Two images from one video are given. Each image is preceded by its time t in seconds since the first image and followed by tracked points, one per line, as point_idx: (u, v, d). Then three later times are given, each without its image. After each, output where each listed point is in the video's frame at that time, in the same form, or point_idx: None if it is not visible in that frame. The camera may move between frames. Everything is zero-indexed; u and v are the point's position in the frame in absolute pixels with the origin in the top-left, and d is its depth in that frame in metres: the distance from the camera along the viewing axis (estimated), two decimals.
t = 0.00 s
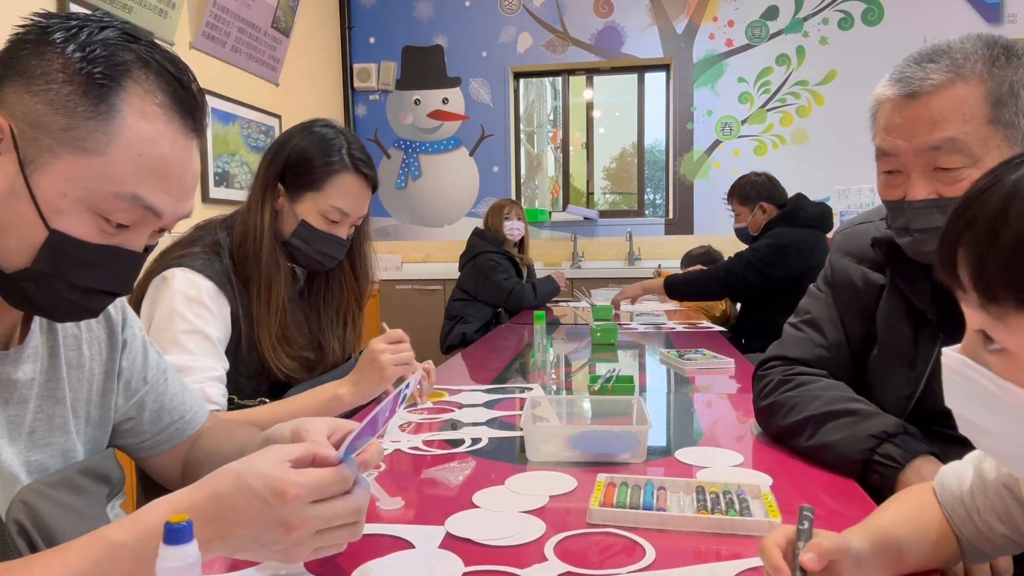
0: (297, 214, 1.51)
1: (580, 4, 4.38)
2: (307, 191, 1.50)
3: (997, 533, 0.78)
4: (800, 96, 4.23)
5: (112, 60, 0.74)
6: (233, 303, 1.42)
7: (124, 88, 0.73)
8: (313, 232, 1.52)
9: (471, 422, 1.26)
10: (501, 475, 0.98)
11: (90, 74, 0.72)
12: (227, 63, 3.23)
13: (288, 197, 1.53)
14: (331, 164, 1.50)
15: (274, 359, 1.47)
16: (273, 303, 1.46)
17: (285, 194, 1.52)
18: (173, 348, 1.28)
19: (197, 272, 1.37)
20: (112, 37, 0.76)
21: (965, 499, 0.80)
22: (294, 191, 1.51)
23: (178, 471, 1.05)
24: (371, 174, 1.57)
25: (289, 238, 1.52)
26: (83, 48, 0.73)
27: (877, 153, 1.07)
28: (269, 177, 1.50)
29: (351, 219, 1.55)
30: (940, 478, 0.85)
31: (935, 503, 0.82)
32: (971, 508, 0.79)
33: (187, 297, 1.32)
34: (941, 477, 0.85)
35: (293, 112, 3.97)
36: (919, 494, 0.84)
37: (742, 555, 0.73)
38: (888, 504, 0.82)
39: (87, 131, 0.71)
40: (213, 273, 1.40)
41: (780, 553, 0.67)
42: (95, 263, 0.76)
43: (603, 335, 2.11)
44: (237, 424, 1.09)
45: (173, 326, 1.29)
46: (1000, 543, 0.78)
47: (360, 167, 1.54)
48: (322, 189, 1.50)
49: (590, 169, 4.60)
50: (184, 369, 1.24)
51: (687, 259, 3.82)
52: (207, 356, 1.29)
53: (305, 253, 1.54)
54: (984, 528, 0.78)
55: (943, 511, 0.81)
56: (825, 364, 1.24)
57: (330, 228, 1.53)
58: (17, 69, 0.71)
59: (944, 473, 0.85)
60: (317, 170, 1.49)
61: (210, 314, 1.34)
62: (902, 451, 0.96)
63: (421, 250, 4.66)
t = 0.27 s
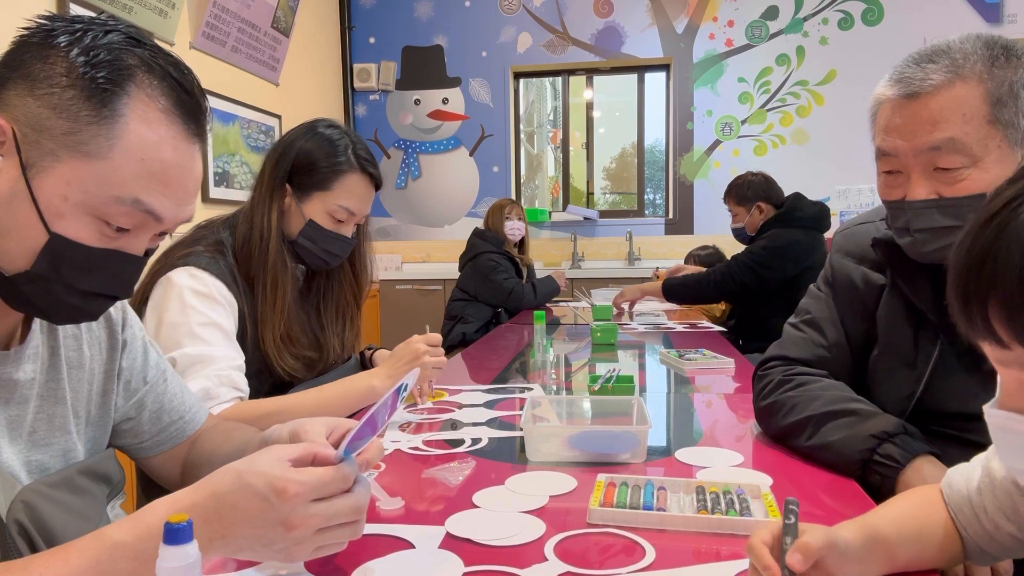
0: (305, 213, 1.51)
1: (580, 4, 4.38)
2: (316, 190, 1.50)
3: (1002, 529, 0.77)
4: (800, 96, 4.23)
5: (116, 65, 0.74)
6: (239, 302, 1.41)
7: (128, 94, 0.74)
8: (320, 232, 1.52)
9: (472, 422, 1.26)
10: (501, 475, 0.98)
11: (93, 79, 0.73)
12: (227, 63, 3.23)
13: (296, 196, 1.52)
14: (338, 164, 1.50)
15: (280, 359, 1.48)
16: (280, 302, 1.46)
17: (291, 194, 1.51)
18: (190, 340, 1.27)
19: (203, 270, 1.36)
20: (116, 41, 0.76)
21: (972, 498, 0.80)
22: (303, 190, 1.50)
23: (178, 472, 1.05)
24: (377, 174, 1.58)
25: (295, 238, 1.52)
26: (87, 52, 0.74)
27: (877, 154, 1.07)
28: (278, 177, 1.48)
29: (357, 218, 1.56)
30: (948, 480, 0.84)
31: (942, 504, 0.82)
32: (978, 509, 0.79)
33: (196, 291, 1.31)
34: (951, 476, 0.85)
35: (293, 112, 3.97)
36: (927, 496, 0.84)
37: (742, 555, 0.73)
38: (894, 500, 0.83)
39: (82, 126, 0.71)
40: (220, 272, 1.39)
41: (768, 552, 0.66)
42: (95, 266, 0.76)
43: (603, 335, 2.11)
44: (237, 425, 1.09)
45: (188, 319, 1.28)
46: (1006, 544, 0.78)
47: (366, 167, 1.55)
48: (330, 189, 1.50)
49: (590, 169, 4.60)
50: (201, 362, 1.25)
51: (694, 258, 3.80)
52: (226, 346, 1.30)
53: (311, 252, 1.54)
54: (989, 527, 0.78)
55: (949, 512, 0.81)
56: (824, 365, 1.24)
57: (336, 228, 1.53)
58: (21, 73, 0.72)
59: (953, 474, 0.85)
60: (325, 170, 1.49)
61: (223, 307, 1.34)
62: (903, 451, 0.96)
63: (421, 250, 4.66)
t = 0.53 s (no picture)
0: (312, 214, 1.51)
1: (580, 4, 4.38)
2: (323, 192, 1.50)
3: (1008, 529, 0.77)
4: (800, 96, 4.22)
5: (119, 69, 0.74)
6: (244, 302, 1.41)
7: (131, 97, 0.74)
8: (326, 232, 1.52)
9: (472, 422, 1.26)
10: (501, 475, 0.98)
11: (95, 82, 0.73)
12: (227, 63, 3.23)
13: (302, 197, 1.51)
14: (345, 166, 1.50)
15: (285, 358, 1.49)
16: (286, 303, 1.46)
17: (298, 194, 1.51)
18: (195, 339, 1.27)
19: (209, 270, 1.35)
20: (120, 45, 0.76)
21: (975, 498, 0.80)
22: (309, 192, 1.50)
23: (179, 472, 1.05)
24: (381, 175, 1.59)
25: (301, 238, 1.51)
26: (91, 55, 0.73)
27: (877, 154, 1.07)
28: (286, 178, 1.47)
29: (361, 219, 1.57)
30: (948, 479, 0.84)
31: (942, 504, 0.82)
32: (981, 509, 0.78)
33: (201, 289, 1.32)
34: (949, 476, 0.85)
35: (293, 112, 3.97)
36: (928, 496, 0.84)
37: (742, 555, 0.73)
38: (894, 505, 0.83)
39: (76, 123, 0.70)
40: (225, 272, 1.38)
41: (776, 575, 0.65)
42: (94, 268, 0.76)
43: (603, 335, 2.11)
44: (237, 425, 1.09)
45: (195, 317, 1.28)
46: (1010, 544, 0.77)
47: (371, 169, 1.56)
48: (337, 190, 1.50)
49: (590, 169, 4.60)
50: (209, 358, 1.25)
51: (696, 257, 3.79)
52: (231, 343, 1.29)
53: (316, 252, 1.54)
54: (992, 527, 0.78)
55: (950, 512, 0.81)
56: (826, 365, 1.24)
57: (341, 228, 1.54)
58: (24, 74, 0.72)
59: (953, 472, 0.85)
60: (332, 171, 1.49)
61: (228, 306, 1.34)
62: (902, 451, 0.96)
63: (421, 250, 4.65)
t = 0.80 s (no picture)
0: (315, 215, 1.51)
1: (580, 4, 4.39)
2: (327, 192, 1.50)
3: (998, 515, 0.77)
4: (800, 96, 4.22)
5: (122, 70, 0.74)
6: (246, 302, 1.41)
7: (134, 100, 0.74)
8: (329, 233, 1.52)
9: (472, 422, 1.26)
10: (501, 475, 0.98)
11: (96, 84, 0.72)
12: (227, 63, 3.23)
13: (304, 198, 1.52)
14: (348, 167, 1.50)
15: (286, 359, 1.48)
16: (289, 303, 1.46)
17: (300, 195, 1.51)
18: (203, 336, 1.27)
19: (212, 269, 1.35)
20: (122, 46, 0.76)
21: (967, 479, 0.80)
22: (312, 193, 1.50)
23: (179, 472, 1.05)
24: (384, 177, 1.59)
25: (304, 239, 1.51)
26: (94, 57, 0.73)
27: (877, 154, 1.07)
28: (289, 179, 1.48)
29: (364, 221, 1.57)
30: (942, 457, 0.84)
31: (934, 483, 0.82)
32: (974, 490, 0.79)
33: (206, 288, 1.32)
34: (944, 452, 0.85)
35: (293, 112, 3.97)
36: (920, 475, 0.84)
37: (742, 555, 0.73)
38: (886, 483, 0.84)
39: (78, 125, 0.70)
40: (228, 272, 1.39)
41: None
42: (93, 265, 0.76)
43: (603, 335, 2.11)
44: (237, 425, 1.09)
45: (198, 315, 1.28)
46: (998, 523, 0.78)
47: (374, 170, 1.55)
48: (340, 192, 1.50)
49: (590, 169, 4.60)
50: (215, 356, 1.25)
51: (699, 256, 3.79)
52: (235, 340, 1.29)
53: (319, 254, 1.54)
54: (986, 511, 0.78)
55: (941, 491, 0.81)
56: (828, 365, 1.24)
57: (344, 230, 1.53)
58: (27, 76, 0.72)
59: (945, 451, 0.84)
60: (335, 173, 1.49)
61: (233, 305, 1.34)
62: (902, 451, 0.96)
63: (421, 250, 4.65)
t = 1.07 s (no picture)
0: (317, 217, 1.50)
1: (580, 4, 4.40)
2: (328, 193, 1.49)
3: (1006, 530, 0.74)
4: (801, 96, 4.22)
5: (122, 70, 0.71)
6: (247, 301, 1.42)
7: (136, 100, 0.71)
8: (331, 234, 1.51)
9: (472, 422, 1.26)
10: (501, 475, 0.98)
11: (96, 87, 0.69)
12: (227, 63, 3.24)
13: (306, 199, 1.50)
14: (349, 168, 1.48)
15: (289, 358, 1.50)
16: (290, 303, 1.48)
17: (302, 196, 1.50)
18: (205, 335, 1.26)
19: (213, 268, 1.36)
20: (123, 47, 0.73)
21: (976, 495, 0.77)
22: (314, 193, 1.49)
23: (179, 470, 1.05)
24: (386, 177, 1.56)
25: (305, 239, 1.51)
26: (94, 58, 0.71)
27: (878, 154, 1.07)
28: (289, 180, 1.47)
29: (367, 222, 1.55)
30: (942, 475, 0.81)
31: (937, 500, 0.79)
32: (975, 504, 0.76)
33: (207, 287, 1.32)
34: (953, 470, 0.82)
35: (294, 112, 3.98)
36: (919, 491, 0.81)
37: (742, 555, 0.73)
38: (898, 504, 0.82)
39: (78, 127, 0.68)
40: (228, 271, 1.39)
41: None
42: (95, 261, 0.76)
43: (603, 335, 2.12)
44: (237, 424, 1.09)
45: (200, 315, 1.28)
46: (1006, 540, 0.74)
47: (376, 171, 1.52)
48: (342, 193, 1.49)
49: (590, 169, 4.61)
50: (215, 355, 1.25)
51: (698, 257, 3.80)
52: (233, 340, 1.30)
53: (321, 254, 1.54)
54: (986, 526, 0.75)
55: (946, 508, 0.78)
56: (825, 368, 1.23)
57: (346, 231, 1.52)
58: (25, 77, 0.69)
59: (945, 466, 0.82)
60: (336, 174, 1.47)
61: (235, 305, 1.35)
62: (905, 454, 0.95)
63: (421, 250, 4.65)
